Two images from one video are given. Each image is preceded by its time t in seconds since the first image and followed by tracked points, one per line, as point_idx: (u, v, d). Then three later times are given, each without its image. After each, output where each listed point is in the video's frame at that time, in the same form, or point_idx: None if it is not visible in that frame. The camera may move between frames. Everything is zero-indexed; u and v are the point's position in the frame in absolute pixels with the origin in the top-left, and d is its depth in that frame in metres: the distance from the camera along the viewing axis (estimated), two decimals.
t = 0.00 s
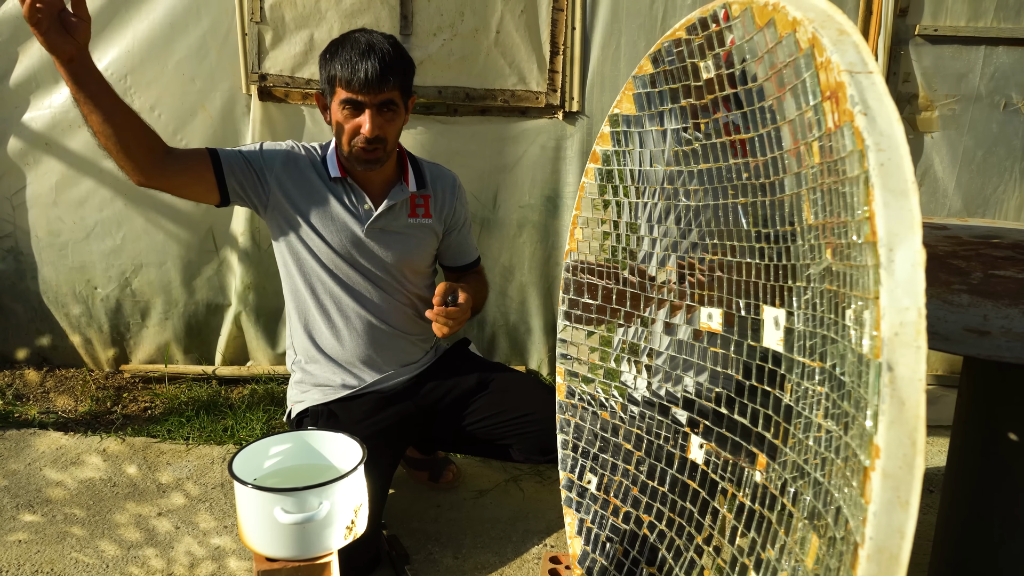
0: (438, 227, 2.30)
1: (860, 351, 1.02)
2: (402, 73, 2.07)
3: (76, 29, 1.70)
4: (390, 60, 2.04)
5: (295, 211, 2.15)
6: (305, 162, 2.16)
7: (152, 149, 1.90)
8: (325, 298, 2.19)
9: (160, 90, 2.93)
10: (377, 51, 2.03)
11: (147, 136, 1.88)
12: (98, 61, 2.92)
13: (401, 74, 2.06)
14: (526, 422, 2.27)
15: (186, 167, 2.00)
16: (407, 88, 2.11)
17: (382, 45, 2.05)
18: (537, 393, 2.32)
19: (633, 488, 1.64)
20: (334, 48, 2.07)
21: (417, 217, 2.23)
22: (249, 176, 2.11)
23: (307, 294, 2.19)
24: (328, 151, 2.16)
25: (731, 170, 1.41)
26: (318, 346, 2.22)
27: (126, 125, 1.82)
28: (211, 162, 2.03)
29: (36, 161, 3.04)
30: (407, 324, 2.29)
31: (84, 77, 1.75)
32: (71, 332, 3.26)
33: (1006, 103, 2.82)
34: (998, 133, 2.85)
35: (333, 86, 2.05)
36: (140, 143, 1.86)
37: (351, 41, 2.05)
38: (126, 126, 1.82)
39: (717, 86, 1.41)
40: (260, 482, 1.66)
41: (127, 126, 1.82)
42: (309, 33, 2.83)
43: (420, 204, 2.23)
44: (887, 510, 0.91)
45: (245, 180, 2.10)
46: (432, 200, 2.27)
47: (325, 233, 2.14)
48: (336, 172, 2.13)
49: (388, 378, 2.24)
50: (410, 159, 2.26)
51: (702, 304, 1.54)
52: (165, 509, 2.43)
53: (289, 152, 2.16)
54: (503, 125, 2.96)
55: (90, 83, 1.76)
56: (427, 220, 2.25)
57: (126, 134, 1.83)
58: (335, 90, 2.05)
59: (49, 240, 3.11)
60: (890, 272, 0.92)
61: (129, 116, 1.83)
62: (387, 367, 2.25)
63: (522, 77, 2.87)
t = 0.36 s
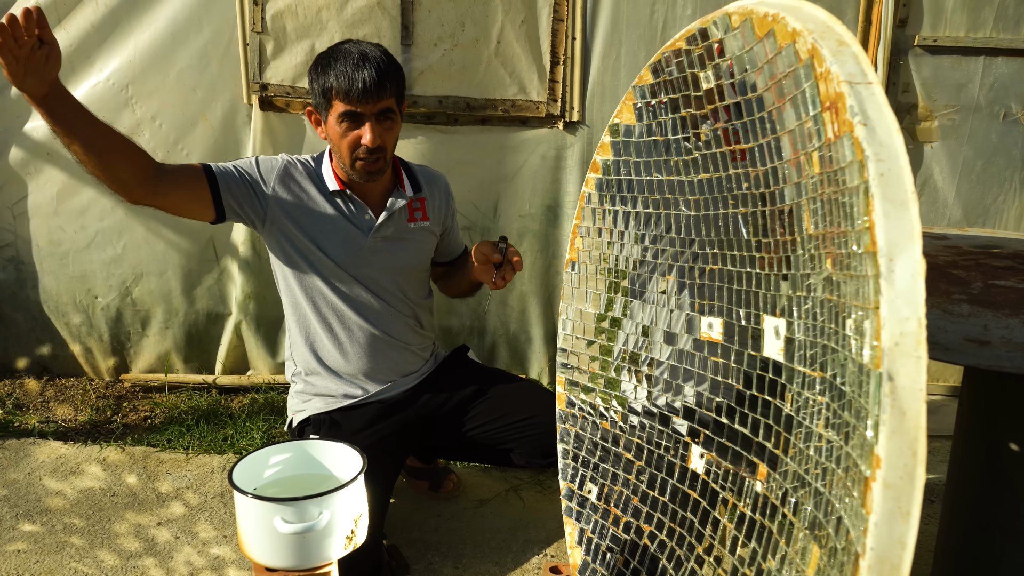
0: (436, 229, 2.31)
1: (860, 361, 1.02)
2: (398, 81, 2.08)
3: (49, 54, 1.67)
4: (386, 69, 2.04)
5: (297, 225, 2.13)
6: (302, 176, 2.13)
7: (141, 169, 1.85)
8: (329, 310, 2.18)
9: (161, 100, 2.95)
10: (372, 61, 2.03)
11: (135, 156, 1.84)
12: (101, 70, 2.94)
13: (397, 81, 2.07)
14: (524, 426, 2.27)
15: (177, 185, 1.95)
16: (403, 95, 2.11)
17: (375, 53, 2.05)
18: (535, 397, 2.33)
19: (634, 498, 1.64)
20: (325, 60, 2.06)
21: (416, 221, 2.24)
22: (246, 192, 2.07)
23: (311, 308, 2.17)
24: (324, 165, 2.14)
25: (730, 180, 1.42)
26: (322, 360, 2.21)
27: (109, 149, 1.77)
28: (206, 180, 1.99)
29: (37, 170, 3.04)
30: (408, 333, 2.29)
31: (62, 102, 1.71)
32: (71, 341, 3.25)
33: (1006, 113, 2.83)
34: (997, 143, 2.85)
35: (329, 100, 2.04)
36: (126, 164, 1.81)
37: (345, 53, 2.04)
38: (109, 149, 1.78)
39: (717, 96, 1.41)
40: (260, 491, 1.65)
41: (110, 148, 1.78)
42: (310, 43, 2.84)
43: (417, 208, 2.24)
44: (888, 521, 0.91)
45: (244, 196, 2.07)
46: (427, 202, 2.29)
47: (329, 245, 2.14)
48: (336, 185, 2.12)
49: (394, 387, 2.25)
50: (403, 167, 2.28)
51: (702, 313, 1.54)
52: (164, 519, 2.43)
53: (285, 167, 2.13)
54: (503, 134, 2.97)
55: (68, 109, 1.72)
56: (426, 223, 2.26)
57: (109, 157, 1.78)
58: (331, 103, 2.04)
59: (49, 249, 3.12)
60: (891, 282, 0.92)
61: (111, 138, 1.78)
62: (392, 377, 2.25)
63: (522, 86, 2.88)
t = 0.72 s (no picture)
0: (413, 220, 2.29)
1: (860, 362, 1.02)
2: (370, 86, 2.01)
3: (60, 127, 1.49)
4: (358, 74, 1.97)
5: (279, 249, 2.05)
6: (275, 195, 2.04)
7: (126, 236, 1.71)
8: (321, 327, 2.16)
9: (162, 103, 2.95)
10: (343, 65, 1.96)
11: (121, 219, 1.69)
12: (102, 73, 2.94)
13: (369, 85, 2.00)
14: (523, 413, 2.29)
15: (158, 241, 1.81)
16: (376, 102, 2.04)
17: (347, 57, 1.98)
18: (531, 385, 2.36)
19: (634, 499, 1.64)
20: (296, 61, 1.99)
21: (394, 220, 2.22)
22: (225, 225, 1.96)
23: (302, 326, 2.15)
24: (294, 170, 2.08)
25: (730, 181, 1.42)
26: (318, 376, 2.20)
27: (93, 217, 1.63)
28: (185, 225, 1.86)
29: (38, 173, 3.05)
30: (396, 335, 2.28)
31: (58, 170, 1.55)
32: (72, 344, 3.25)
33: (1006, 116, 2.83)
34: (998, 145, 2.85)
35: (297, 104, 1.98)
36: (109, 234, 1.67)
37: (315, 56, 1.98)
38: (94, 218, 1.64)
39: (717, 98, 1.41)
40: (261, 493, 1.65)
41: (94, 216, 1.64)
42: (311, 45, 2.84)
43: (392, 206, 2.22)
44: (889, 523, 0.91)
45: (223, 229, 1.96)
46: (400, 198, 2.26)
47: (309, 265, 2.09)
48: (312, 202, 2.04)
49: (393, 389, 2.26)
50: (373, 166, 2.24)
51: (702, 315, 1.54)
52: (164, 521, 2.43)
53: (256, 187, 2.02)
54: (503, 136, 2.97)
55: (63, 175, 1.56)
56: (403, 219, 2.24)
57: (91, 224, 1.64)
58: (299, 107, 1.97)
59: (50, 251, 3.12)
60: (891, 283, 0.92)
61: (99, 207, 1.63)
62: (388, 380, 2.26)
63: (523, 88, 2.89)
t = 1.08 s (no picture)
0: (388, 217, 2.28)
1: (861, 361, 1.02)
2: (321, 80, 1.97)
3: (91, 185, 1.40)
4: (307, 67, 1.95)
5: (263, 264, 2.01)
6: (252, 211, 1.99)
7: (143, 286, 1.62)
8: (310, 336, 2.12)
9: (162, 101, 2.95)
10: (291, 58, 1.94)
11: (137, 272, 1.61)
12: (102, 71, 2.94)
13: (320, 78, 1.97)
14: (522, 402, 2.30)
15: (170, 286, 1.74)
16: (332, 95, 2.01)
17: (298, 51, 1.97)
18: (529, 376, 2.36)
19: (635, 498, 1.64)
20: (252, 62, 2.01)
21: (372, 219, 2.19)
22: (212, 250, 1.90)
23: (290, 337, 2.12)
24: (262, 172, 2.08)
25: (730, 180, 1.42)
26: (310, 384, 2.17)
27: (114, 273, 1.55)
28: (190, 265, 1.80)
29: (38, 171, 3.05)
30: (384, 334, 2.26)
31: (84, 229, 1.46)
32: (72, 342, 3.25)
33: (1007, 114, 2.83)
34: (998, 144, 2.85)
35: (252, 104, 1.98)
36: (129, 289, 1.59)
37: (266, 53, 1.98)
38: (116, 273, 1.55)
39: (717, 97, 1.41)
40: (261, 492, 1.65)
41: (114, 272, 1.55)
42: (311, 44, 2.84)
43: (368, 205, 2.19)
44: (889, 522, 0.91)
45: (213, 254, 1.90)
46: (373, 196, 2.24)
47: (294, 276, 2.06)
48: (291, 209, 2.00)
49: (383, 387, 2.23)
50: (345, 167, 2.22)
51: (702, 313, 1.54)
52: (165, 519, 2.43)
53: (232, 205, 1.97)
54: (503, 135, 2.96)
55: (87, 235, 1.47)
56: (380, 217, 2.21)
57: (112, 281, 1.55)
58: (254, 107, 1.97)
59: (51, 250, 3.12)
60: (891, 282, 0.92)
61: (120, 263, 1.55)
62: (379, 379, 2.23)
63: (523, 87, 2.88)
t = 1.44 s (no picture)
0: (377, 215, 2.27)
1: (862, 360, 1.02)
2: (318, 83, 1.97)
3: None
4: (303, 70, 1.94)
5: (250, 266, 1.98)
6: (237, 212, 1.95)
7: (94, 252, 1.57)
8: (299, 338, 2.11)
9: (163, 100, 2.95)
10: (286, 61, 1.93)
11: (87, 241, 1.56)
12: (102, 70, 2.94)
13: (315, 82, 1.97)
14: (518, 390, 2.33)
15: (135, 251, 1.68)
16: (326, 100, 2.01)
17: (292, 54, 1.95)
18: (526, 364, 2.37)
19: (635, 497, 1.64)
20: (239, 65, 1.97)
21: (360, 220, 2.18)
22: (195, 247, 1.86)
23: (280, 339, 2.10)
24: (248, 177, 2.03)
25: (730, 179, 1.42)
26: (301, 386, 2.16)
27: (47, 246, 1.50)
28: (158, 236, 1.75)
29: (38, 170, 3.04)
30: (374, 335, 2.24)
31: None
32: (72, 341, 3.25)
33: (1007, 113, 2.82)
34: (999, 143, 2.85)
35: (244, 106, 1.94)
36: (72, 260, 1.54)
37: (258, 55, 1.95)
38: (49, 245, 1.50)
39: (718, 96, 1.42)
40: (261, 490, 1.65)
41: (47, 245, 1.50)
42: (311, 43, 2.84)
43: (355, 205, 2.18)
44: (889, 521, 0.91)
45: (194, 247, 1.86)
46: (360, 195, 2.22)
47: (282, 277, 2.03)
48: (276, 213, 1.97)
49: (375, 387, 2.22)
50: (330, 167, 2.19)
51: (703, 313, 1.54)
52: (165, 518, 2.43)
53: (216, 204, 1.93)
54: (503, 134, 2.96)
55: (2, 214, 1.42)
56: (367, 217, 2.21)
57: (48, 253, 1.51)
58: (246, 109, 1.94)
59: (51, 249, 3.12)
60: (891, 282, 0.92)
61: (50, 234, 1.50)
62: (370, 379, 2.22)
63: (523, 86, 2.88)
